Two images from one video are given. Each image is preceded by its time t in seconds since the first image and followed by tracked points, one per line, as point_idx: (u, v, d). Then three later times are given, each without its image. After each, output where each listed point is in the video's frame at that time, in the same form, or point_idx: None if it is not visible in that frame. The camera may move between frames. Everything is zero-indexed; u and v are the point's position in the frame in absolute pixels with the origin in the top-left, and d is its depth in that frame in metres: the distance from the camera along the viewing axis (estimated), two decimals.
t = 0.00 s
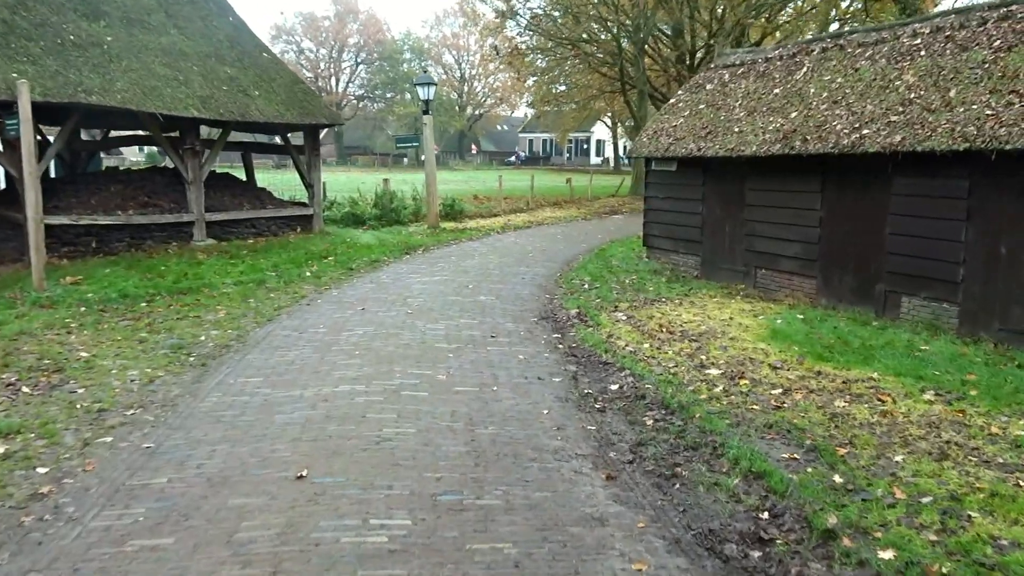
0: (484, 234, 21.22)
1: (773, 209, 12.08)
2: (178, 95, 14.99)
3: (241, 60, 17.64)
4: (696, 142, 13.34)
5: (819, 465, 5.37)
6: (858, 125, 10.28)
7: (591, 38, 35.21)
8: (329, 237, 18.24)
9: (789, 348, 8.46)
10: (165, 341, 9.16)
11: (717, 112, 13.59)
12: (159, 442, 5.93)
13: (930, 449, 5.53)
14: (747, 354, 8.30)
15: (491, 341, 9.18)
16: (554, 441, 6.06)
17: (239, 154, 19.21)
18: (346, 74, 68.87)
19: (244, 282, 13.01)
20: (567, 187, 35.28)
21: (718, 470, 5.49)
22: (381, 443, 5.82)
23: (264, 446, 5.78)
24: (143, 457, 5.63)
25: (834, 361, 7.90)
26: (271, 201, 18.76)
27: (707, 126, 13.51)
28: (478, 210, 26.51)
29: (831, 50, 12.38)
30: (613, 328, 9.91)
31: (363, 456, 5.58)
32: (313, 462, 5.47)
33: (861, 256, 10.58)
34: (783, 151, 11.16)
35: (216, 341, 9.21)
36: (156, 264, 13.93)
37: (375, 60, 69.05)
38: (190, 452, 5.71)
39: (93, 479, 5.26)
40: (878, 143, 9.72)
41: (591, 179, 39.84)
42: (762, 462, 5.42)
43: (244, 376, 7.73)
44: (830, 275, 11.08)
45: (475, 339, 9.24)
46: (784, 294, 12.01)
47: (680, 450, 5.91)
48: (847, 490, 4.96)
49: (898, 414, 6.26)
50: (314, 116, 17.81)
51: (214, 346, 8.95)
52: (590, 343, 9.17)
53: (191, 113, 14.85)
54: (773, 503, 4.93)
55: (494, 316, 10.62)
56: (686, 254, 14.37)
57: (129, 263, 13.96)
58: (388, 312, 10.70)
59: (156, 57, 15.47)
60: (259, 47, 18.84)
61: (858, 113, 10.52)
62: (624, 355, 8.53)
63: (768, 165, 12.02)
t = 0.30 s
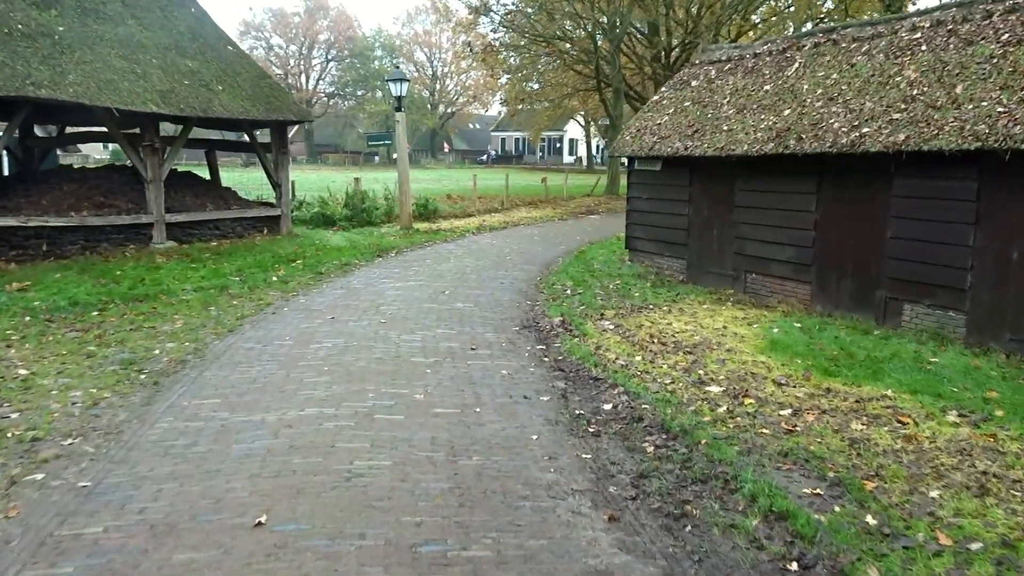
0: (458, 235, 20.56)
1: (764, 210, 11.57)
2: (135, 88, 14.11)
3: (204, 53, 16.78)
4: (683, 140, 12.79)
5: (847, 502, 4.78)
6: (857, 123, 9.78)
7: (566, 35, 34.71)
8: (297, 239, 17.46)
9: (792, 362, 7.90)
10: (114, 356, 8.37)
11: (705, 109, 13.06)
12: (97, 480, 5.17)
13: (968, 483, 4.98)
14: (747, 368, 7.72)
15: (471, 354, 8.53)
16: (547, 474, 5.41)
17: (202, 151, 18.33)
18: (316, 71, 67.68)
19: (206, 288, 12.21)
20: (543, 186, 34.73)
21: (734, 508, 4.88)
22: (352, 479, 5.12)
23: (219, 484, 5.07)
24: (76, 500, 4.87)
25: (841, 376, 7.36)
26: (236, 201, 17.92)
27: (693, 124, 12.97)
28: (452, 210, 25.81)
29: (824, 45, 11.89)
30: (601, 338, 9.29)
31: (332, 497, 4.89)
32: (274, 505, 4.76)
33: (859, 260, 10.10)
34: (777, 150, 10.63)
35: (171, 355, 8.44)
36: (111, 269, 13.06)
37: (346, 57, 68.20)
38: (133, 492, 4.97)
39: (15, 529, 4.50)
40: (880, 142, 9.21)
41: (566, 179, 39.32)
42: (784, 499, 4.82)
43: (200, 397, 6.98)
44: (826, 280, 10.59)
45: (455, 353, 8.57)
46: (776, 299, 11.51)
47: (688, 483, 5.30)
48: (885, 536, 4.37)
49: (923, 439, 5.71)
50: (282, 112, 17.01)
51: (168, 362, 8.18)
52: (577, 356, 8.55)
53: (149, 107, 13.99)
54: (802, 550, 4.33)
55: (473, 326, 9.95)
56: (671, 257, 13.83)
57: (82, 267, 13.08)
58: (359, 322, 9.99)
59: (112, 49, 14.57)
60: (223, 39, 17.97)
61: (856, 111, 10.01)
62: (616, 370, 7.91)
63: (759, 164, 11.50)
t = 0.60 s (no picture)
0: (442, 239, 19.92)
1: (765, 214, 11.03)
2: (101, 87, 13.34)
3: (174, 50, 16.03)
4: (679, 140, 12.24)
5: (902, 550, 4.20)
6: (868, 121, 9.27)
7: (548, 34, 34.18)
8: (275, 244, 16.74)
9: (810, 378, 7.34)
10: (72, 378, 7.66)
11: (701, 108, 12.53)
12: (41, 533, 4.49)
13: None
14: (763, 386, 7.16)
15: (462, 372, 7.91)
16: (557, 516, 4.80)
17: (174, 153, 17.55)
18: (294, 71, 66.71)
19: (176, 299, 11.48)
20: (528, 187, 34.16)
21: (773, 557, 4.29)
22: (336, 529, 4.47)
23: (182, 535, 4.41)
24: (14, 559, 4.19)
25: (865, 394, 6.81)
26: (211, 205, 17.16)
27: (690, 123, 12.43)
28: (435, 213, 25.14)
29: (826, 40, 11.37)
30: (601, 352, 8.70)
31: (314, 551, 4.24)
32: (245, 563, 4.11)
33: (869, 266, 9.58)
34: (781, 150, 10.09)
35: (135, 377, 7.74)
36: (75, 278, 12.29)
37: (323, 58, 67.29)
38: (81, 548, 4.30)
39: None
40: (894, 141, 8.68)
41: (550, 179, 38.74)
42: (830, 547, 4.23)
43: (166, 426, 6.30)
44: (833, 287, 10.06)
45: (445, 371, 7.94)
46: (779, 307, 10.97)
47: (716, 524, 4.70)
48: None
49: (970, 470, 5.16)
50: (257, 111, 16.28)
51: (132, 385, 7.48)
52: (577, 373, 7.96)
53: (115, 106, 13.22)
54: None
55: (464, 339, 9.32)
56: (666, 262, 13.28)
57: (44, 277, 12.30)
58: (341, 336, 9.32)
59: (76, 45, 13.80)
60: (195, 36, 17.22)
61: (865, 108, 9.49)
62: (621, 389, 7.32)
63: (761, 166, 10.95)
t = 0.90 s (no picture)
0: (430, 243, 19.25)
1: (774, 217, 10.49)
2: (69, 87, 12.57)
3: (148, 49, 15.27)
4: (682, 139, 11.66)
5: None
6: (889, 118, 8.72)
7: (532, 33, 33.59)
8: (256, 251, 16.02)
9: (842, 396, 6.77)
10: (33, 406, 6.94)
11: (703, 105, 11.96)
12: None
13: None
14: (792, 407, 6.59)
15: (463, 393, 7.27)
16: (585, 572, 4.18)
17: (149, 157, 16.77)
18: (273, 73, 65.73)
19: (151, 313, 10.76)
20: (515, 188, 33.56)
21: None
22: None
23: None
24: None
25: (906, 415, 6.24)
26: (188, 211, 16.41)
27: (692, 122, 11.85)
28: (421, 216, 24.46)
29: (836, 33, 10.82)
30: (610, 368, 8.09)
31: None
32: None
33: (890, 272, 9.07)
34: (794, 150, 9.53)
35: (104, 404, 7.04)
36: (42, 291, 11.54)
37: (303, 59, 66.37)
38: None
39: None
40: (920, 139, 8.13)
41: (536, 180, 38.16)
42: None
43: (136, 464, 5.63)
44: (850, 294, 9.55)
45: (444, 392, 7.30)
46: (790, 314, 10.44)
47: None
48: None
49: None
50: (236, 113, 15.53)
51: (99, 414, 6.79)
52: (588, 392, 7.35)
53: (84, 107, 12.46)
54: None
55: (461, 355, 8.69)
56: (668, 267, 12.72)
57: (8, 290, 11.53)
58: (329, 353, 8.65)
59: (42, 43, 13.02)
60: (170, 34, 16.45)
61: (884, 105, 8.94)
62: (638, 412, 6.72)
63: (770, 166, 10.40)
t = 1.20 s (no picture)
0: (420, 248, 18.62)
1: (788, 220, 9.95)
2: (39, 86, 11.83)
3: (123, 46, 14.51)
4: (689, 138, 11.11)
5: None
6: (917, 115, 8.22)
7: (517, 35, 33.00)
8: (239, 257, 15.31)
9: (884, 418, 6.22)
10: None
11: (710, 102, 11.42)
12: None
13: None
14: (831, 431, 6.02)
15: (469, 417, 6.64)
16: None
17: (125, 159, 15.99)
18: (254, 74, 64.73)
19: (127, 326, 10.03)
20: (503, 189, 32.98)
21: None
22: None
23: None
24: None
25: (961, 442, 5.69)
26: (167, 216, 15.66)
27: (698, 119, 11.31)
28: (408, 219, 23.78)
29: (851, 26, 10.33)
30: (625, 386, 7.49)
31: None
32: None
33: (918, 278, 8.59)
34: (814, 148, 9.01)
35: (70, 433, 6.32)
36: (10, 303, 10.77)
37: (285, 60, 65.42)
38: None
39: None
40: (954, 137, 7.65)
41: (524, 181, 37.54)
42: None
43: (107, 507, 4.95)
44: (873, 301, 9.07)
45: (448, 416, 6.67)
46: (807, 323, 9.92)
47: None
48: None
49: None
50: (218, 113, 14.82)
51: (66, 445, 6.08)
52: (604, 414, 6.75)
53: (56, 107, 11.72)
54: None
55: (463, 372, 8.05)
56: (673, 272, 12.15)
57: None
58: (319, 371, 7.98)
59: (9, 40, 12.25)
60: (146, 31, 15.69)
61: (911, 100, 8.46)
62: (662, 438, 6.12)
63: (784, 167, 9.86)
